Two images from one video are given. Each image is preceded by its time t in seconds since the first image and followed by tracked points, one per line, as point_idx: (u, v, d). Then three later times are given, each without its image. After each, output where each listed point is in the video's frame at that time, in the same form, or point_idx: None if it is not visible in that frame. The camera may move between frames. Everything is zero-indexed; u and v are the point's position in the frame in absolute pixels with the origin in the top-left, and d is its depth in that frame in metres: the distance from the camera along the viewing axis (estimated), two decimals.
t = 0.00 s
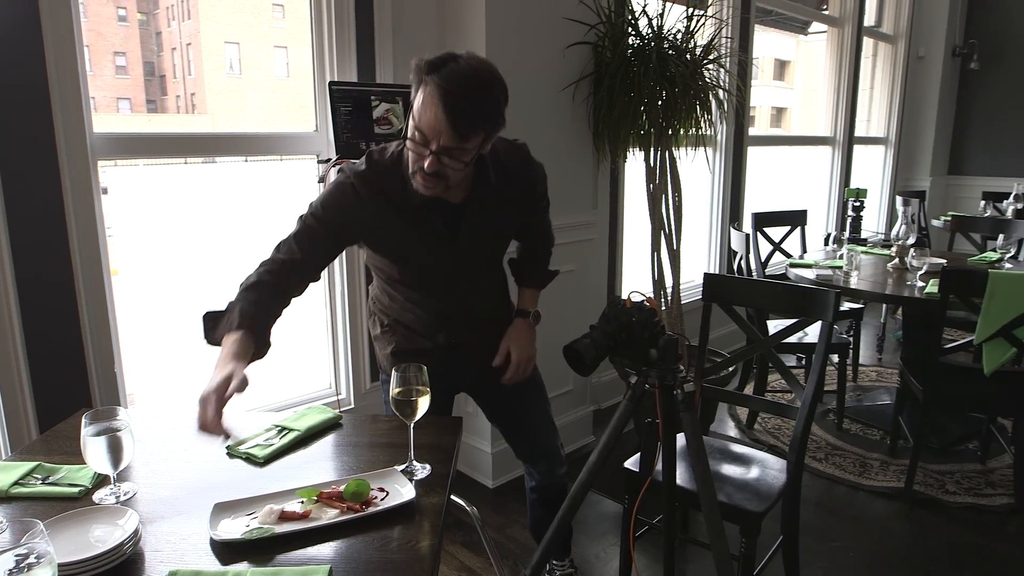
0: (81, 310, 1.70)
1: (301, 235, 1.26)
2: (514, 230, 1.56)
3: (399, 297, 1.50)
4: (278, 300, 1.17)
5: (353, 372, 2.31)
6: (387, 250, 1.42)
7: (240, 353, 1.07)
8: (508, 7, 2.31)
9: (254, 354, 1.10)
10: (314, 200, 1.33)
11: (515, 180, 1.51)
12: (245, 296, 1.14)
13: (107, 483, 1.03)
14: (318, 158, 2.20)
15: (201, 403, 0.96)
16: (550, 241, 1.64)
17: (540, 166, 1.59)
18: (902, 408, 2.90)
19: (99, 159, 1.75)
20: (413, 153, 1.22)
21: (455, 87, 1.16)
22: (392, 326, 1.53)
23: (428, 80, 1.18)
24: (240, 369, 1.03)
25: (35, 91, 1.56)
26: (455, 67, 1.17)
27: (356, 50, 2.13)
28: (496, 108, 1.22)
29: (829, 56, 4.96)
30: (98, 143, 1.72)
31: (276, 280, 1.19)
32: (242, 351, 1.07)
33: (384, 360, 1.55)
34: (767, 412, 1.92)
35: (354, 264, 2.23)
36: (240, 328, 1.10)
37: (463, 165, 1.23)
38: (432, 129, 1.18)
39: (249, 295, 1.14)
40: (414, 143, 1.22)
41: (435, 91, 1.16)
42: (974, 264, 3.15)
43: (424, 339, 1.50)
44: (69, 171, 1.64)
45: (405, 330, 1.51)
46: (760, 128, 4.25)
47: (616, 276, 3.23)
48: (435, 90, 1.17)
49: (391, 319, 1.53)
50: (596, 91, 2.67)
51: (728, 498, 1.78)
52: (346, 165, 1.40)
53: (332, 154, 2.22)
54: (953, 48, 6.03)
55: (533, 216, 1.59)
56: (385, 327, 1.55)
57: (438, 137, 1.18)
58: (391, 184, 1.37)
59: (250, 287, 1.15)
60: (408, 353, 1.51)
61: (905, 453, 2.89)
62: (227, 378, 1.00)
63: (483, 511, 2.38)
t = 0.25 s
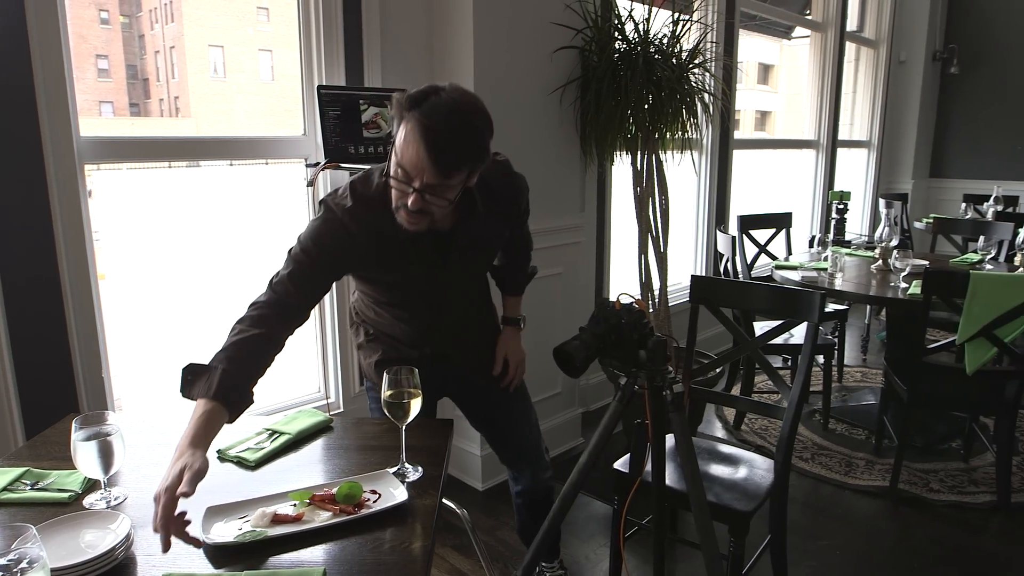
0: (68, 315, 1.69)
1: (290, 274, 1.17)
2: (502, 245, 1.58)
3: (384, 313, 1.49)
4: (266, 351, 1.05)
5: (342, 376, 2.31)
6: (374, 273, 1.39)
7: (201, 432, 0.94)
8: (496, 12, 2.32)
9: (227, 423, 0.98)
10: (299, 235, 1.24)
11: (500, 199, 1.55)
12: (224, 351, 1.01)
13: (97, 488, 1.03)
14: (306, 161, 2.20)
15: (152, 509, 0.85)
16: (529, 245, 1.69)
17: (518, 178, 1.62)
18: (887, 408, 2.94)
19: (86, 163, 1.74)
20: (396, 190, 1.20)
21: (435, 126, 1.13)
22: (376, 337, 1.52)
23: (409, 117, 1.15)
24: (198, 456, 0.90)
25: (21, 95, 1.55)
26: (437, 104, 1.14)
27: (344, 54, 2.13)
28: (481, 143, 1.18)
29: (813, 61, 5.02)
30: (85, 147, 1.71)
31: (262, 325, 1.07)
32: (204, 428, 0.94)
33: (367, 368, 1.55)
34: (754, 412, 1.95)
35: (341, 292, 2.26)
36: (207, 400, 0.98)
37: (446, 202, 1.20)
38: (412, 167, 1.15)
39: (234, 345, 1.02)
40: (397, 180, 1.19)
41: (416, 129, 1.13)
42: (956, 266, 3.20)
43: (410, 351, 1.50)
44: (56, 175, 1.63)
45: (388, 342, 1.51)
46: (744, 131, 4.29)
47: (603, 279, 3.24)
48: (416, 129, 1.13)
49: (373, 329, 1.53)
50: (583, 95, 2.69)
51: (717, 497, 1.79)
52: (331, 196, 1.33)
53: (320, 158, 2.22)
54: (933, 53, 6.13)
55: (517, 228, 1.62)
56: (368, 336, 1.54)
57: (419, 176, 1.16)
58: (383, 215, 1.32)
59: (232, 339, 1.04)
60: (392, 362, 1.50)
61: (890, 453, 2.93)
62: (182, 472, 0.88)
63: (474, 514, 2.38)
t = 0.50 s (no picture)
0: (61, 317, 1.69)
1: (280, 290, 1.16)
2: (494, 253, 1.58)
3: (374, 317, 1.50)
4: (258, 365, 1.05)
5: (336, 378, 2.31)
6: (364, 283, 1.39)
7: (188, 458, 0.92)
8: (488, 14, 2.33)
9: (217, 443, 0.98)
10: (289, 250, 1.23)
11: (493, 208, 1.54)
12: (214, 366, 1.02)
13: (94, 490, 1.03)
14: (299, 163, 2.20)
15: (133, 532, 0.81)
16: (522, 250, 1.69)
17: (510, 184, 1.62)
18: (877, 407, 2.96)
19: (80, 165, 1.73)
20: (388, 211, 1.20)
21: (425, 149, 1.11)
22: (367, 338, 1.53)
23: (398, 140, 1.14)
24: (185, 482, 0.88)
25: (14, 97, 1.55)
26: (426, 126, 1.12)
27: (337, 56, 2.13)
28: (472, 164, 1.17)
29: (802, 63, 5.06)
30: (78, 149, 1.71)
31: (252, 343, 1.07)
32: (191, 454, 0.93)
33: (358, 369, 1.55)
34: (747, 411, 1.96)
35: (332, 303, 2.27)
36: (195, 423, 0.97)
37: (437, 224, 1.19)
38: (403, 190, 1.15)
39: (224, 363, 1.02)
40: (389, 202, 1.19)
41: (405, 153, 1.12)
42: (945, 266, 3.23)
43: (400, 353, 1.51)
44: (49, 177, 1.63)
45: (379, 344, 1.52)
46: (734, 133, 4.32)
47: (596, 280, 3.26)
48: (405, 152, 1.12)
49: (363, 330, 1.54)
50: (575, 97, 2.70)
51: (710, 496, 1.81)
52: (321, 208, 1.32)
53: (313, 160, 2.21)
54: (921, 56, 6.19)
55: (511, 236, 1.62)
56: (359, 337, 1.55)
57: (409, 199, 1.15)
58: (373, 229, 1.31)
59: (222, 356, 1.04)
60: (383, 363, 1.52)
61: (880, 451, 2.95)
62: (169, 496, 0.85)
63: (468, 515, 2.39)
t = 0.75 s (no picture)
0: (59, 318, 1.69)
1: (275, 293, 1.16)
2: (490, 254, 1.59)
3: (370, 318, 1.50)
4: (254, 367, 1.05)
5: (333, 379, 2.31)
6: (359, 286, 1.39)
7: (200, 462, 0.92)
8: (485, 16, 2.34)
9: (225, 445, 0.99)
10: (284, 253, 1.23)
11: (488, 212, 1.54)
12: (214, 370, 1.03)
13: (95, 490, 1.03)
14: (297, 165, 2.20)
15: (164, 535, 0.80)
16: (518, 253, 1.70)
17: (505, 187, 1.62)
18: (873, 407, 2.98)
19: (78, 167, 1.73)
20: (381, 216, 1.20)
21: (418, 155, 1.12)
22: (363, 338, 1.54)
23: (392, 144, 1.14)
24: (205, 482, 0.88)
25: (12, 99, 1.55)
26: (420, 131, 1.13)
27: (335, 58, 2.14)
28: (465, 169, 1.17)
29: (797, 64, 5.08)
30: (77, 151, 1.71)
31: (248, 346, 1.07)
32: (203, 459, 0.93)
33: (354, 369, 1.56)
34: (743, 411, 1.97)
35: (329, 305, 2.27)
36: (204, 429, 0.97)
37: (431, 228, 1.20)
38: (397, 196, 1.15)
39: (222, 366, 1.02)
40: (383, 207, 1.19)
41: (399, 158, 1.12)
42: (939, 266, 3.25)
43: (396, 354, 1.51)
44: (48, 179, 1.63)
45: (374, 345, 1.52)
46: (729, 134, 4.34)
47: (593, 280, 3.26)
48: (399, 158, 1.13)
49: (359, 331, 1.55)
50: (572, 98, 2.71)
51: (708, 495, 1.81)
52: (315, 211, 1.31)
53: (311, 161, 2.21)
54: (915, 57, 6.23)
55: (507, 239, 1.63)
56: (356, 338, 1.56)
57: (404, 204, 1.15)
58: (367, 232, 1.32)
59: (219, 359, 1.04)
60: (379, 363, 1.52)
61: (876, 451, 2.97)
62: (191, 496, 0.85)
63: (466, 515, 2.39)
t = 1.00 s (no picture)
0: (48, 319, 1.68)
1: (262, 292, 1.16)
2: (478, 254, 1.59)
3: (358, 317, 1.50)
4: (241, 365, 1.05)
5: (325, 378, 2.31)
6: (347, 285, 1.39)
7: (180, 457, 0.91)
8: (475, 15, 2.34)
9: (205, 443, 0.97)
10: (273, 252, 1.24)
11: (477, 213, 1.55)
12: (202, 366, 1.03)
13: (86, 491, 1.02)
14: (287, 164, 2.19)
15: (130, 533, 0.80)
16: (507, 254, 1.70)
17: (493, 188, 1.63)
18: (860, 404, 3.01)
19: (67, 166, 1.73)
20: (376, 197, 1.20)
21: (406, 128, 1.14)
22: (352, 337, 1.54)
23: (378, 122, 1.17)
24: (179, 481, 0.87)
25: None
26: (409, 105, 1.16)
27: (325, 58, 2.13)
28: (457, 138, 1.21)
29: (785, 64, 5.12)
30: (65, 150, 1.70)
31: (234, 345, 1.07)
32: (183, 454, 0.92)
33: (343, 369, 1.55)
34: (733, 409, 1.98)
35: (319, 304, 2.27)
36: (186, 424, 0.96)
37: (429, 201, 1.20)
38: (391, 169, 1.16)
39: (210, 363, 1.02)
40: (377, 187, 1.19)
41: (394, 129, 1.14)
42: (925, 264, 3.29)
43: (386, 353, 1.50)
44: (35, 179, 1.62)
45: (364, 344, 1.52)
46: (718, 133, 4.37)
47: (583, 279, 3.28)
48: (388, 132, 1.15)
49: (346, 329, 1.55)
50: (562, 98, 2.72)
51: (698, 492, 1.83)
52: (303, 211, 1.32)
53: (301, 161, 2.21)
54: (901, 57, 6.29)
55: (494, 238, 1.63)
56: (346, 337, 1.56)
57: (400, 176, 1.16)
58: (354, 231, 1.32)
59: (206, 357, 1.04)
60: (369, 362, 1.51)
61: (863, 447, 3.00)
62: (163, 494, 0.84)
63: (458, 514, 2.40)
